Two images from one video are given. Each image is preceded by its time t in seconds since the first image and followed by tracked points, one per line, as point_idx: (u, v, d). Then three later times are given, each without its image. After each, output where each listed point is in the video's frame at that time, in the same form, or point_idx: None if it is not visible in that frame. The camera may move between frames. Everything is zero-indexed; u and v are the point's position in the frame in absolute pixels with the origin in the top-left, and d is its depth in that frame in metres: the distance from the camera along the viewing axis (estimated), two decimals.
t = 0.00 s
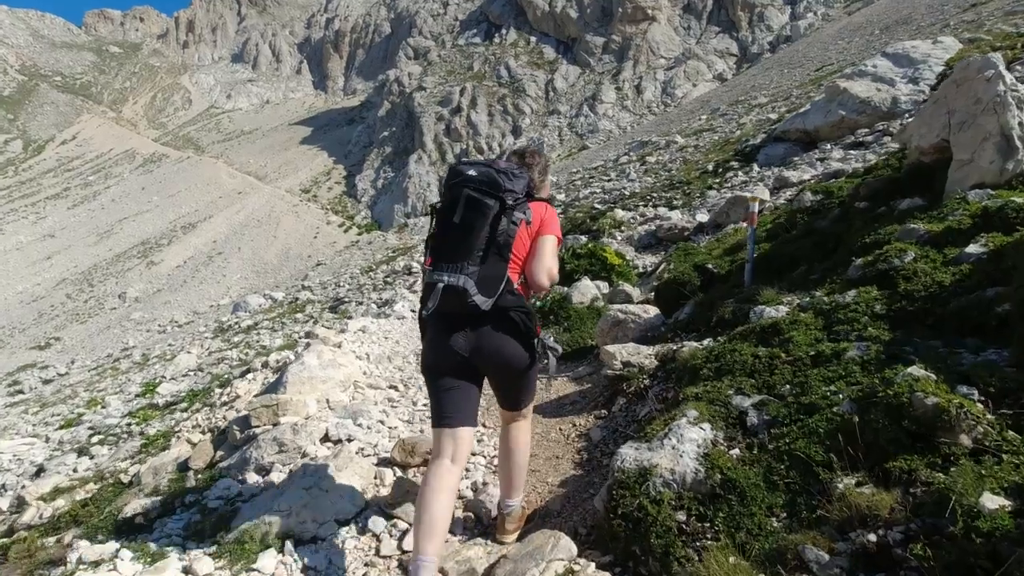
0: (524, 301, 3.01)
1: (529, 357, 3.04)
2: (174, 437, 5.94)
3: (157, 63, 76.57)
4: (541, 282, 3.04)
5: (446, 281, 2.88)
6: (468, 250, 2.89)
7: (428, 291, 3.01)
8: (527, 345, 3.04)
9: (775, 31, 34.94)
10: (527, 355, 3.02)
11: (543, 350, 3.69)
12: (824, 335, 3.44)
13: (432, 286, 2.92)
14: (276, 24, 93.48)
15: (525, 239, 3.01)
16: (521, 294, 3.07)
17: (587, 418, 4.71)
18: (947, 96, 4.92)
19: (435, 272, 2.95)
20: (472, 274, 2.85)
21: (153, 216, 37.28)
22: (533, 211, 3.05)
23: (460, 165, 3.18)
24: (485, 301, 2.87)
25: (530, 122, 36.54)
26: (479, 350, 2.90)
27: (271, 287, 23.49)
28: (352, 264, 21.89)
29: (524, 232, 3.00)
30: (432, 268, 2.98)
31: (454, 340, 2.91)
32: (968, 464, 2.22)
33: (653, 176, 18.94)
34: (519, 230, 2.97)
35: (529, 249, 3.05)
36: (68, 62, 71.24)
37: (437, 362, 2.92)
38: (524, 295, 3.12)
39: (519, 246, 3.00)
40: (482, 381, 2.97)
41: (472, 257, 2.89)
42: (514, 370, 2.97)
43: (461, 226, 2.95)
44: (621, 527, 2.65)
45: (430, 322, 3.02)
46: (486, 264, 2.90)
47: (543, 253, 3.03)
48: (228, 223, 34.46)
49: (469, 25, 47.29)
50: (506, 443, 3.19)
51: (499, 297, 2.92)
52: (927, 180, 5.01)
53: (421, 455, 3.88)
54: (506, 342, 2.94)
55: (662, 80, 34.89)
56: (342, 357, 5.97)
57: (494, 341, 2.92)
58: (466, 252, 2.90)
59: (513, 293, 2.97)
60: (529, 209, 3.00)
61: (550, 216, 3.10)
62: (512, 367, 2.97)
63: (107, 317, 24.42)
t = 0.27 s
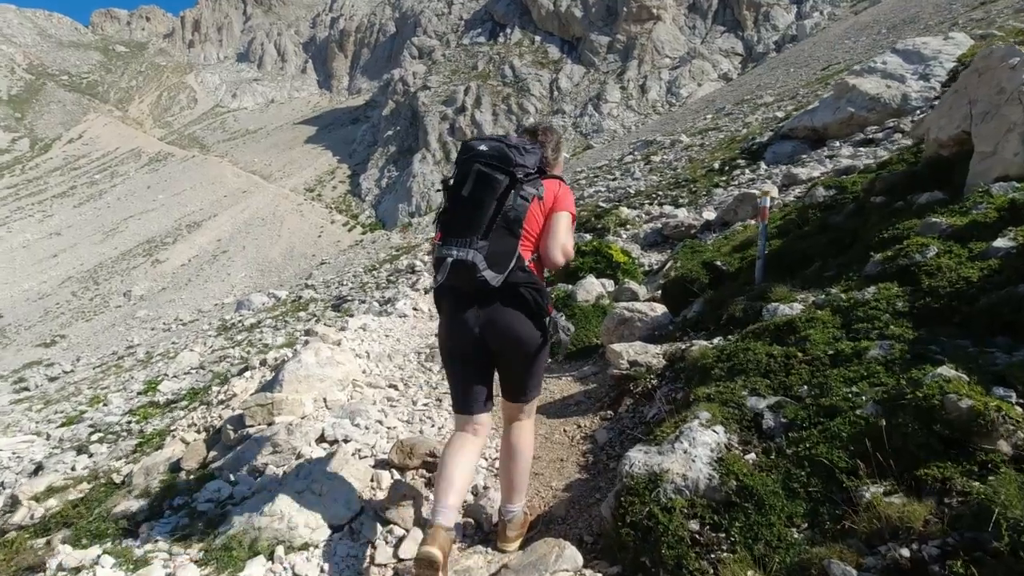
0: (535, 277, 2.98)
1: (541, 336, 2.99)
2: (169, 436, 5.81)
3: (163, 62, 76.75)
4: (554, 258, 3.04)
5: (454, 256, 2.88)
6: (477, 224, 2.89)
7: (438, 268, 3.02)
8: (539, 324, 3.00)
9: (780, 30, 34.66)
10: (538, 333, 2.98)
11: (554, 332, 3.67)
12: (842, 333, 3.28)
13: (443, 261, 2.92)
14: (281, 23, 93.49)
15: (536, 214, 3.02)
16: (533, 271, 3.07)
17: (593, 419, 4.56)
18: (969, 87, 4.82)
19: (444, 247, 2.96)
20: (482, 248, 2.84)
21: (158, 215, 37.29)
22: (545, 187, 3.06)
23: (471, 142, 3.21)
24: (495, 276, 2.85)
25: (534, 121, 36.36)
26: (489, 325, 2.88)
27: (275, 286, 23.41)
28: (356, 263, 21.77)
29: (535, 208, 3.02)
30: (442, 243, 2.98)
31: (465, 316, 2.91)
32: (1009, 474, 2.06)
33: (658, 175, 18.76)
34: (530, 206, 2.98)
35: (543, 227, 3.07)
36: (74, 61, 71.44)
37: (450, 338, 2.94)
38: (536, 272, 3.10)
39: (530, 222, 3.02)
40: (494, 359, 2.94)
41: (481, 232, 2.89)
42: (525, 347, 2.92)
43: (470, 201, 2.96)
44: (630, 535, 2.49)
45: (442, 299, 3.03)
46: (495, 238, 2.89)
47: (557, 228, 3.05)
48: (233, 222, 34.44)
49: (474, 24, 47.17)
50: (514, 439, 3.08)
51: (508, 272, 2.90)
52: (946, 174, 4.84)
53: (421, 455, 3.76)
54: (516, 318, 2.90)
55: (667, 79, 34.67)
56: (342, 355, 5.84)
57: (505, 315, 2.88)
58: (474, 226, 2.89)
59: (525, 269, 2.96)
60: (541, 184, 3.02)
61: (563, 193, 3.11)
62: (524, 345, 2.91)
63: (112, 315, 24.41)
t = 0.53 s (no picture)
0: (550, 272, 2.97)
1: (556, 330, 2.96)
2: (166, 438, 5.68)
3: (173, 63, 77.13)
4: (570, 249, 3.03)
5: (468, 252, 2.86)
6: (489, 219, 2.87)
7: (452, 264, 3.03)
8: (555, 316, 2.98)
9: (789, 30, 34.28)
10: (554, 327, 2.95)
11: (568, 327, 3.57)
12: (867, 339, 3.09)
13: (456, 257, 2.91)
14: (289, 24, 93.72)
15: (549, 205, 2.98)
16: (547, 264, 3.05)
17: (600, 426, 4.40)
18: (996, 81, 4.64)
19: (457, 243, 2.95)
20: (496, 244, 2.83)
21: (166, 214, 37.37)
22: (557, 175, 3.00)
23: (481, 131, 3.15)
24: (509, 272, 2.83)
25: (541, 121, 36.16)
26: (502, 320, 2.87)
27: (281, 285, 23.35)
28: (362, 263, 21.66)
29: (548, 199, 2.97)
30: (455, 239, 2.98)
31: (480, 314, 2.91)
32: None
33: (666, 175, 18.54)
34: (543, 196, 2.95)
35: (556, 217, 3.05)
36: (85, 62, 71.91)
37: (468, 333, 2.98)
38: (550, 264, 3.09)
39: (543, 212, 3.00)
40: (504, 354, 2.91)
41: (495, 228, 2.86)
42: (540, 343, 2.89)
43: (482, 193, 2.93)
44: (641, 557, 2.32)
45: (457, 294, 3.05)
46: (509, 232, 2.86)
47: (571, 218, 3.02)
48: (240, 221, 34.47)
49: (481, 24, 47.04)
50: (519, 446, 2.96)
51: (523, 266, 2.89)
52: (970, 171, 4.67)
53: (422, 463, 3.61)
54: (531, 313, 2.88)
55: (674, 79, 34.40)
56: (342, 357, 5.69)
57: (519, 310, 2.87)
58: (486, 221, 2.88)
59: (539, 263, 2.95)
60: (553, 173, 2.96)
61: (576, 181, 3.06)
62: (537, 341, 2.88)
63: (121, 313, 24.45)
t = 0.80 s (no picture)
0: (565, 285, 2.96)
1: (571, 341, 2.95)
2: (162, 446, 5.54)
3: (182, 64, 77.51)
4: (584, 257, 3.05)
5: (484, 271, 2.85)
6: (504, 235, 2.85)
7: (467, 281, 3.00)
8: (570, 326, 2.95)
9: (798, 32, 33.91)
10: (571, 339, 2.94)
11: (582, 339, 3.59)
12: (893, 357, 2.91)
13: (471, 276, 2.89)
14: (298, 25, 93.97)
15: (562, 213, 2.97)
16: (560, 272, 3.05)
17: (607, 441, 4.23)
18: None
19: (472, 260, 2.93)
20: (512, 262, 2.81)
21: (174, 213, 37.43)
22: (570, 181, 2.99)
23: (489, 138, 3.09)
24: (525, 288, 2.83)
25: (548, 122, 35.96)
26: (516, 336, 2.85)
27: (288, 285, 23.26)
28: (368, 263, 21.54)
29: (561, 207, 2.95)
30: (469, 256, 2.96)
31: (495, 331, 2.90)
32: None
33: (673, 177, 18.32)
34: (556, 206, 2.92)
35: (568, 225, 3.06)
36: (96, 62, 72.33)
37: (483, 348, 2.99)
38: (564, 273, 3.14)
39: (557, 221, 2.99)
40: (517, 368, 2.88)
41: (510, 244, 2.84)
42: (556, 360, 2.86)
43: (494, 208, 2.90)
44: None
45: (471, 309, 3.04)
46: (524, 247, 2.85)
47: (584, 225, 3.02)
48: (248, 221, 34.46)
49: (488, 26, 46.93)
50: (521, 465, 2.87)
51: (539, 281, 2.89)
52: (996, 177, 4.45)
53: (422, 481, 3.45)
54: (547, 327, 2.86)
55: (682, 81, 34.13)
56: (341, 364, 5.55)
57: (535, 325, 2.85)
58: (500, 238, 2.86)
59: (553, 275, 2.95)
60: (564, 182, 2.93)
61: (588, 185, 3.03)
62: (553, 355, 2.84)
63: (129, 312, 24.46)
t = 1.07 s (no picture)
0: (572, 298, 2.98)
1: (579, 354, 2.95)
2: (157, 452, 5.45)
3: (188, 64, 77.78)
4: (590, 269, 3.03)
5: (492, 288, 2.85)
6: (512, 252, 2.85)
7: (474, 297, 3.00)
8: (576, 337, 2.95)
9: (804, 34, 33.67)
10: (579, 352, 2.94)
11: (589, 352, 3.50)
12: (911, 373, 2.78)
13: (479, 293, 2.89)
14: (303, 26, 94.14)
15: (568, 225, 2.96)
16: (567, 284, 3.05)
17: (609, 453, 4.12)
18: None
19: (478, 277, 2.92)
20: (520, 279, 2.81)
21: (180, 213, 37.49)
22: (574, 192, 2.97)
23: (492, 151, 3.06)
24: (533, 303, 2.83)
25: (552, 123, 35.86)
26: (523, 351, 2.84)
27: (292, 286, 23.22)
28: (372, 264, 21.47)
29: (567, 219, 2.95)
30: (475, 273, 2.95)
31: (502, 347, 2.89)
32: None
33: (679, 179, 18.18)
34: (562, 219, 2.91)
35: (575, 236, 3.04)
36: (103, 62, 72.57)
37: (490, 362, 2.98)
38: (571, 286, 3.11)
39: (564, 233, 2.99)
40: (523, 384, 2.87)
41: (517, 261, 2.85)
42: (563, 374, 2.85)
43: (500, 223, 2.88)
44: None
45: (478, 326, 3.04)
46: (532, 262, 2.86)
47: (590, 236, 3.00)
48: (253, 221, 34.49)
49: (493, 27, 46.86)
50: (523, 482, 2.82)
51: (547, 295, 2.90)
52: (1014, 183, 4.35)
53: (417, 497, 3.33)
54: (554, 342, 2.86)
55: (687, 82, 33.96)
56: (339, 371, 5.45)
57: (543, 341, 2.84)
58: (508, 255, 2.85)
59: (561, 288, 2.96)
60: (570, 194, 2.92)
61: (593, 196, 3.03)
62: (560, 370, 2.83)
63: (134, 311, 24.48)
